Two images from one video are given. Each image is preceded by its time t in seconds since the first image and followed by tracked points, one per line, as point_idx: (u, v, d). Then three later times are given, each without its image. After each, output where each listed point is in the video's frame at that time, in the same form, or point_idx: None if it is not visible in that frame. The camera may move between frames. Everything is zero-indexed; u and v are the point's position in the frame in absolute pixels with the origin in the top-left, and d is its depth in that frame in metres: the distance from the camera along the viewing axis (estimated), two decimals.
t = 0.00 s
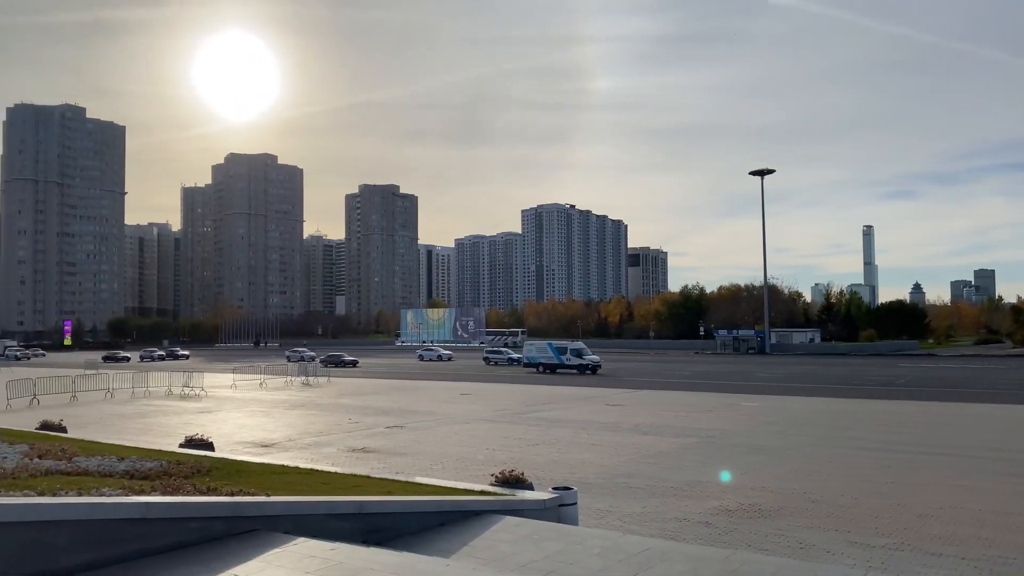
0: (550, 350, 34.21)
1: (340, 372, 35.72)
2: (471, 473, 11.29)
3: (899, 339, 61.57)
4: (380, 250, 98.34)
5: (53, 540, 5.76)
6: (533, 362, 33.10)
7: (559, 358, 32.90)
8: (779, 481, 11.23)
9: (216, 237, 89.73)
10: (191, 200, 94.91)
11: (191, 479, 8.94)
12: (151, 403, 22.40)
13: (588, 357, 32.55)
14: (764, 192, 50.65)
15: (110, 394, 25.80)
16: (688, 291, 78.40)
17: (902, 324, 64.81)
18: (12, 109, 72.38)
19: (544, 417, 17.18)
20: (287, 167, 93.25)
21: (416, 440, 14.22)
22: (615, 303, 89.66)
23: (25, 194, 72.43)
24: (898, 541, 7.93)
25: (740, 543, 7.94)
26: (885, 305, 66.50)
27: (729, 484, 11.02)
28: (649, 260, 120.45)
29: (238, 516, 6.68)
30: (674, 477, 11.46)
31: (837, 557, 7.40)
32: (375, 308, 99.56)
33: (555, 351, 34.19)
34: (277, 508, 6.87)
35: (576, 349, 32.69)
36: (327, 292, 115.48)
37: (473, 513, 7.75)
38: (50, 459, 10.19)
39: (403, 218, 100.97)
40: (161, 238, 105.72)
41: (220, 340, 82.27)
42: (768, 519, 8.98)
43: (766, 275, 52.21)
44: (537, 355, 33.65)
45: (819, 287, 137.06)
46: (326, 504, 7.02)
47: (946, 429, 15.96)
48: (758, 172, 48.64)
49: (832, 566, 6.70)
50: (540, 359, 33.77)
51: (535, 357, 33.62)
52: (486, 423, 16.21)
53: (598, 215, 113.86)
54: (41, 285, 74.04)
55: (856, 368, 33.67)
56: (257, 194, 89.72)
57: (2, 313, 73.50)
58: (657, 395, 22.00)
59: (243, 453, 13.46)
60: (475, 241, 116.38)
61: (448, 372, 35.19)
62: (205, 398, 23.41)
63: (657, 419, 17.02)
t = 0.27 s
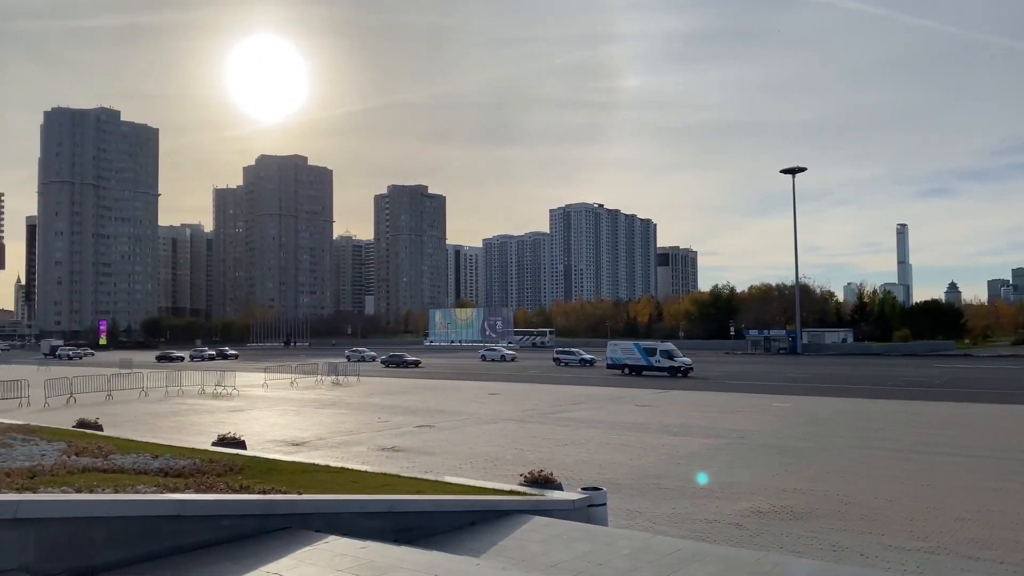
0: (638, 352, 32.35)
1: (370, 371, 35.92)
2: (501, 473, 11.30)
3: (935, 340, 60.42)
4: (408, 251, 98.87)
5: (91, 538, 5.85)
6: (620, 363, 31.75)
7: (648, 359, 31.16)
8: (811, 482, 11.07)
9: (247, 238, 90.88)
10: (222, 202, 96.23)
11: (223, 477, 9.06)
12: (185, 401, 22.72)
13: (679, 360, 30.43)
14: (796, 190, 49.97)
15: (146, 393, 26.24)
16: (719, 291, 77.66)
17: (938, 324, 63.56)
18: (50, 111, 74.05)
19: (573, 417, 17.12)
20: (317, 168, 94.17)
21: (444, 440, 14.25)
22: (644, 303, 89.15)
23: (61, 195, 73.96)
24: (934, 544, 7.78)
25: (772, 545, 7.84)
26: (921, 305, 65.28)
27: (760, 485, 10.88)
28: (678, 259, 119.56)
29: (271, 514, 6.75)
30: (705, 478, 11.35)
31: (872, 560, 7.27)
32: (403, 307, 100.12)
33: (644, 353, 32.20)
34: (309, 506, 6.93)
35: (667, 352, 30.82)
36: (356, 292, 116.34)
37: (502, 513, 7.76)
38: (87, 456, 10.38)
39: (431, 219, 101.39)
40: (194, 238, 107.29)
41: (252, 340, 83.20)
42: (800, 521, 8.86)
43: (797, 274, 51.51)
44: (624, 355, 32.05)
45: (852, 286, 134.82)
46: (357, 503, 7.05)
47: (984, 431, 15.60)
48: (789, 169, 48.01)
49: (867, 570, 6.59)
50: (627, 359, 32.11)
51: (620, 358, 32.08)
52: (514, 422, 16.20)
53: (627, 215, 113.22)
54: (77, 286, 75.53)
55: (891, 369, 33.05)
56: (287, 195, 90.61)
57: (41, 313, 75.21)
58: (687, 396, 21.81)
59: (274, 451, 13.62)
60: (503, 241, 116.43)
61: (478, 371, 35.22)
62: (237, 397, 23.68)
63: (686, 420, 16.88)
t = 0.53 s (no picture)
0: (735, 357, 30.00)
1: (399, 370, 36.12)
2: (528, 472, 11.30)
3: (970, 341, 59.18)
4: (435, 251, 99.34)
5: (126, 533, 5.94)
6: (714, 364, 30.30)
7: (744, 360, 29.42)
8: (842, 485, 10.91)
9: (277, 239, 91.99)
10: (252, 203, 97.47)
11: (255, 474, 9.16)
12: (217, 400, 23.06)
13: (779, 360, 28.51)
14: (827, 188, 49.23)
15: (178, 391, 26.68)
16: (748, 291, 76.86)
17: (974, 324, 62.22)
18: (85, 114, 75.74)
19: (600, 417, 17.07)
20: (345, 169, 94.98)
21: (472, 439, 14.30)
22: (672, 303, 88.57)
23: (95, 196, 75.63)
24: (970, 548, 7.63)
25: (804, 548, 7.73)
26: (956, 305, 63.98)
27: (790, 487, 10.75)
28: (707, 258, 118.43)
29: (302, 512, 6.81)
30: (734, 479, 11.24)
31: (906, 563, 7.15)
32: (431, 307, 100.58)
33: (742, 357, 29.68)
34: (338, 504, 6.98)
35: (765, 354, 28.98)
36: (384, 291, 117.15)
37: (531, 513, 7.75)
38: (122, 453, 10.59)
39: (458, 219, 101.70)
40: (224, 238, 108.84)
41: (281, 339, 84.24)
42: (831, 523, 8.73)
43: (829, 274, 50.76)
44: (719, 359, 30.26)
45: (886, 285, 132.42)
46: (387, 501, 7.11)
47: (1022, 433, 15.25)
48: (820, 167, 47.34)
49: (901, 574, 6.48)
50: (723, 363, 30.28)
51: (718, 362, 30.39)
52: (541, 422, 16.21)
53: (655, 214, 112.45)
54: (111, 286, 77.17)
55: (927, 370, 32.42)
56: (316, 196, 91.56)
57: (76, 312, 76.98)
58: (716, 396, 21.61)
59: (304, 449, 13.79)
60: (530, 241, 116.38)
61: (506, 371, 35.25)
62: (267, 396, 23.97)
63: (715, 421, 16.73)
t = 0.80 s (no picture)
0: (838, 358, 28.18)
1: (427, 370, 36.27)
2: (555, 472, 11.30)
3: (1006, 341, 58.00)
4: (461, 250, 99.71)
5: (160, 530, 6.05)
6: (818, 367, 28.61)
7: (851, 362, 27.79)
8: (874, 487, 10.75)
9: (306, 239, 92.98)
10: (282, 203, 98.57)
11: (284, 472, 9.27)
12: (247, 399, 23.36)
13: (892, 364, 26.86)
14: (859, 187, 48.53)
15: (210, 390, 27.08)
16: (777, 290, 76.08)
17: (1010, 325, 60.97)
18: (118, 116, 77.09)
19: (627, 418, 17.01)
20: (373, 169, 95.68)
21: (499, 439, 14.33)
22: (700, 303, 87.99)
23: (129, 196, 77.08)
24: (1006, 553, 7.48)
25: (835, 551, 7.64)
26: (990, 305, 62.81)
27: (820, 489, 10.63)
28: (736, 258, 117.30)
29: (331, 510, 6.87)
30: (764, 481, 11.13)
31: (942, 567, 7.04)
32: (457, 307, 100.96)
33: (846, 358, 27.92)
34: (367, 503, 7.03)
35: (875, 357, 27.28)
36: (411, 291, 117.78)
37: (558, 513, 7.75)
38: (154, 451, 10.76)
39: (485, 219, 101.92)
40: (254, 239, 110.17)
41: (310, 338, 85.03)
42: (863, 526, 8.61)
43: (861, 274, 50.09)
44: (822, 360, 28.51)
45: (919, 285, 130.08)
46: (416, 500, 7.15)
47: None
48: (852, 166, 46.71)
49: None
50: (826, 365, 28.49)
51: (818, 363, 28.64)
52: (568, 422, 16.19)
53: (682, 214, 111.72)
54: (144, 286, 78.49)
55: (962, 371, 31.84)
56: (345, 196, 92.27)
57: (110, 311, 78.43)
58: (744, 397, 21.42)
59: (332, 448, 13.91)
60: (557, 241, 116.29)
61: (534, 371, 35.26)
62: (296, 395, 24.24)
63: (743, 422, 16.58)
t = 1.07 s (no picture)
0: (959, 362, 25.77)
1: (455, 370, 36.31)
2: (582, 473, 11.27)
3: None
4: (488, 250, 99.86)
5: (193, 527, 6.13)
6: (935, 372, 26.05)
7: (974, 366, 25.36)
8: (908, 490, 10.56)
9: (334, 240, 93.78)
10: (310, 204, 99.49)
11: (314, 471, 9.36)
12: (277, 398, 23.55)
13: None
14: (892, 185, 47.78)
15: (241, 389, 27.34)
16: (807, 291, 75.10)
17: None
18: (150, 119, 78.24)
19: (655, 419, 16.91)
20: (400, 170, 96.18)
21: (526, 439, 14.31)
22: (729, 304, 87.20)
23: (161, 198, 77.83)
24: None
25: (868, 554, 7.52)
26: None
27: (852, 492, 10.47)
28: (765, 258, 116.17)
29: (360, 508, 6.92)
30: (794, 483, 10.99)
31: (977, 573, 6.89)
32: (484, 307, 101.11)
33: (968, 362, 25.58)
34: (395, 502, 7.06)
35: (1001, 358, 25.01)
36: (438, 291, 118.13)
37: (586, 514, 7.73)
38: (187, 449, 10.91)
39: (511, 219, 101.89)
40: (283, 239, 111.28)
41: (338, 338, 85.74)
42: (896, 530, 8.47)
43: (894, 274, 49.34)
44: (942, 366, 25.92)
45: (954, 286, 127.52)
46: (443, 500, 7.18)
47: None
48: (885, 164, 45.98)
49: None
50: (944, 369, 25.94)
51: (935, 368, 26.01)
52: (595, 424, 16.13)
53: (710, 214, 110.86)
54: (176, 286, 79.59)
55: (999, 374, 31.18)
56: (372, 197, 92.88)
57: (142, 311, 79.85)
58: (774, 399, 21.19)
59: (360, 447, 13.99)
60: (584, 241, 116.01)
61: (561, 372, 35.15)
62: (325, 394, 24.39)
63: (773, 424, 16.40)
